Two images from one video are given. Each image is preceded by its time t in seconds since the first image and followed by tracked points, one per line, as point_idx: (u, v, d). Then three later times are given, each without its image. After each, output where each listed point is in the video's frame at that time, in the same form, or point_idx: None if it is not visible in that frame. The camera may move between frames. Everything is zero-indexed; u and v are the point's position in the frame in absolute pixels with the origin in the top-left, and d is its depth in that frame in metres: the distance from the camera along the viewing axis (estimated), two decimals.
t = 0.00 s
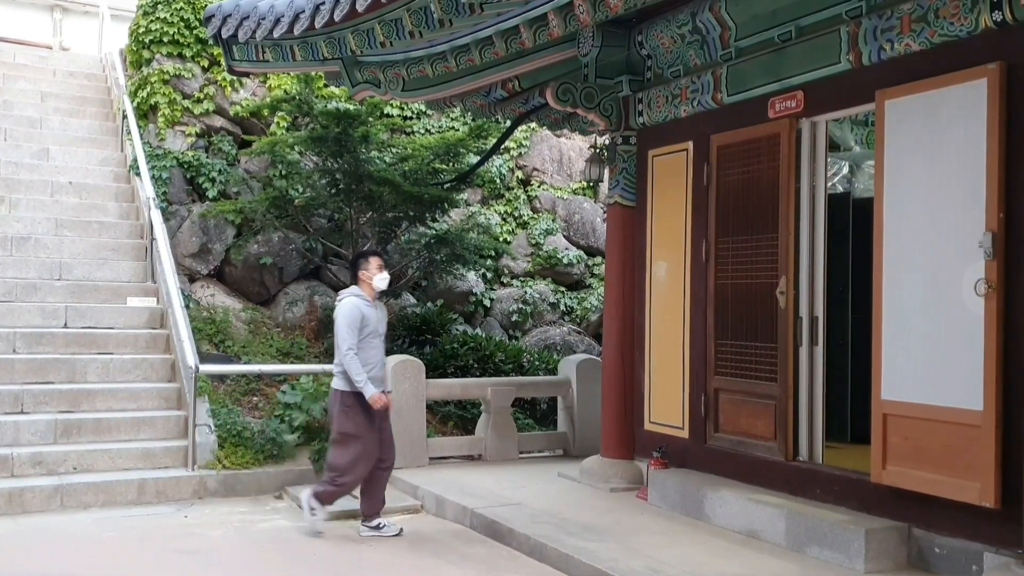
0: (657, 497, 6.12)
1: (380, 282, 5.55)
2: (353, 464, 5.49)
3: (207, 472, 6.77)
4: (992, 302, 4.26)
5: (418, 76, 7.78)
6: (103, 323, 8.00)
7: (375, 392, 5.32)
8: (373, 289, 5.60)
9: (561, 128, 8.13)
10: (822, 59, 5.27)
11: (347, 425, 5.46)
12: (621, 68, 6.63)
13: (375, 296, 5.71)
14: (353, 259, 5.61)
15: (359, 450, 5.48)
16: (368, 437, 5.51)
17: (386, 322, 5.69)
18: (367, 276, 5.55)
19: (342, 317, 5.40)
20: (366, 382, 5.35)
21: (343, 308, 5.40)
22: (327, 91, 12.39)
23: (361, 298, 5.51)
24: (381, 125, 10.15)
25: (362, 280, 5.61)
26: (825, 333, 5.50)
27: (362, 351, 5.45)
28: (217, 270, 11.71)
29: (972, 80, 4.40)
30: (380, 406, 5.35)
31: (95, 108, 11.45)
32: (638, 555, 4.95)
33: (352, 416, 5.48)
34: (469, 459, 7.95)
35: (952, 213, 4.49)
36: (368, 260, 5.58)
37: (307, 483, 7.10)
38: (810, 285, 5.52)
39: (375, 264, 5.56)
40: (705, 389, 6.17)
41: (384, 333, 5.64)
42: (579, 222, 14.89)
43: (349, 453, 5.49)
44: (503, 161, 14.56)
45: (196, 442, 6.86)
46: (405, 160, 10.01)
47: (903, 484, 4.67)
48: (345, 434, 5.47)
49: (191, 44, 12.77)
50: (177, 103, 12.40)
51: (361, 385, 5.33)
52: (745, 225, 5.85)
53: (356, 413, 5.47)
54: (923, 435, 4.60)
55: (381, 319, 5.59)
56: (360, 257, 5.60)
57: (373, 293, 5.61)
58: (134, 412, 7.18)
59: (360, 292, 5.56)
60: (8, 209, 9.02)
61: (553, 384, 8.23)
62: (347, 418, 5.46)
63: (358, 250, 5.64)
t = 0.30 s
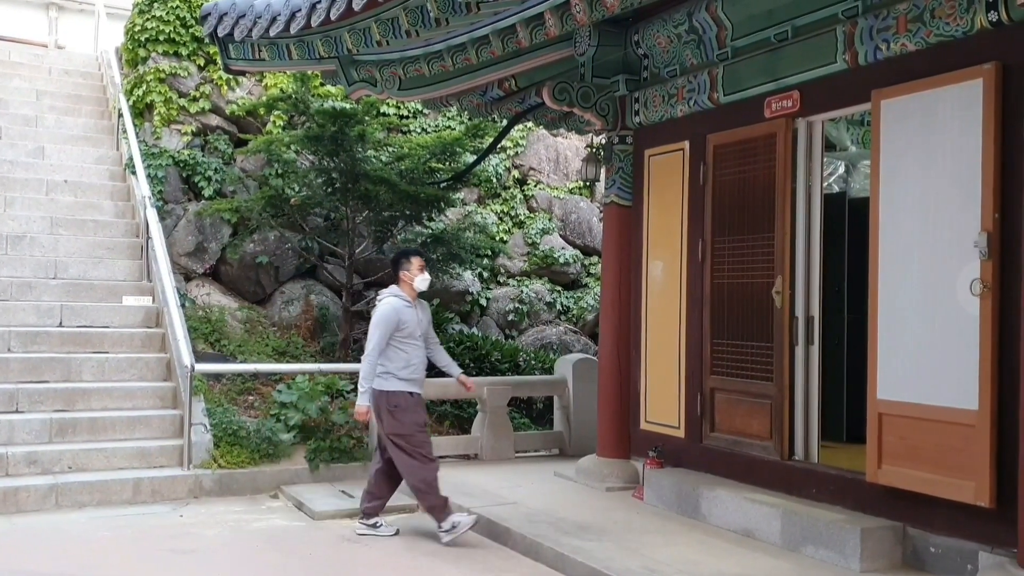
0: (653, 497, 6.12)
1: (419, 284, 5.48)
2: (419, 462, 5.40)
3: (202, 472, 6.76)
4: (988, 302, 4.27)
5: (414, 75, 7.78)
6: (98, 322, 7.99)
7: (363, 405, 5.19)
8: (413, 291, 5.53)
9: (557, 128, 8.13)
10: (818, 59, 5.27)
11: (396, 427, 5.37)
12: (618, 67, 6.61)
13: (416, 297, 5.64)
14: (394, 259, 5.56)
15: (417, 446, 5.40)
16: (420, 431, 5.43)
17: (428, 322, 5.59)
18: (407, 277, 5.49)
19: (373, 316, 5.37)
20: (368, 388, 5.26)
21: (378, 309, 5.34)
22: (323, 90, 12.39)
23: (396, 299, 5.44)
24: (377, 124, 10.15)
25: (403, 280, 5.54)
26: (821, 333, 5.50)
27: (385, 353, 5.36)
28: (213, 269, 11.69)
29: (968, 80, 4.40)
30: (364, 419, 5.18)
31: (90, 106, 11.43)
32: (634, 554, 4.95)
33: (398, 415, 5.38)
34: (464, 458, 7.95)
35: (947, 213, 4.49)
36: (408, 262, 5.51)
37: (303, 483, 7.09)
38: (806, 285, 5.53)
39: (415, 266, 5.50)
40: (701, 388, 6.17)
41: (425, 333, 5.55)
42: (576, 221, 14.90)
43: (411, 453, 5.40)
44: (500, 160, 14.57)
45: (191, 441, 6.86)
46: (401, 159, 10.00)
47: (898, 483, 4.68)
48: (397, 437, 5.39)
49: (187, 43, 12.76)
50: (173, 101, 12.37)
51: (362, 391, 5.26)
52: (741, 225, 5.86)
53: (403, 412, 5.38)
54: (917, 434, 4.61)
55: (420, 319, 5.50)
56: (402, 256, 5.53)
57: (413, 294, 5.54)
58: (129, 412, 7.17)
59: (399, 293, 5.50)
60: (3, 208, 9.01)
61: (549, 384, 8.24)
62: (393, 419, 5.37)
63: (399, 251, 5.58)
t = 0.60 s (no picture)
0: (650, 496, 6.12)
1: (467, 284, 5.39)
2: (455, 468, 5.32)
3: (198, 471, 6.75)
4: (983, 301, 4.27)
5: (410, 74, 7.76)
6: (93, 321, 7.98)
7: (435, 408, 5.12)
8: (460, 291, 5.43)
9: (554, 127, 8.13)
10: (814, 58, 5.27)
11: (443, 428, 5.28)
12: (614, 66, 6.62)
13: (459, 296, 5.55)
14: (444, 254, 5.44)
15: (459, 452, 5.32)
16: (465, 438, 5.35)
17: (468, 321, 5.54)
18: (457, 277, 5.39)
19: (423, 316, 5.26)
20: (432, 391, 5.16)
21: (430, 309, 5.24)
22: (319, 88, 12.38)
23: (443, 297, 5.34)
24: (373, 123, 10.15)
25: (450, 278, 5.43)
26: (817, 332, 5.51)
27: (439, 353, 5.27)
28: (209, 268, 11.67)
29: (964, 79, 4.41)
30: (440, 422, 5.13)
31: (86, 105, 11.41)
32: (629, 553, 4.95)
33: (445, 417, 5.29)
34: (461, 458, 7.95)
35: (943, 212, 4.49)
36: (459, 259, 5.40)
37: (299, 482, 7.08)
38: (802, 284, 5.53)
39: (465, 266, 5.38)
40: (697, 388, 6.17)
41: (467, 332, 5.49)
42: (572, 221, 14.91)
43: (450, 456, 5.32)
44: (496, 159, 14.57)
45: (187, 440, 6.82)
46: (397, 158, 9.98)
47: (894, 483, 4.68)
48: (440, 439, 5.30)
49: (183, 41, 12.75)
50: (169, 100, 12.37)
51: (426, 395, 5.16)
52: (738, 224, 5.86)
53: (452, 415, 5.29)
54: (914, 434, 4.61)
55: (465, 318, 5.43)
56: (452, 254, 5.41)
57: (459, 293, 5.45)
58: (125, 411, 7.16)
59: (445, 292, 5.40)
60: None
61: (545, 383, 8.25)
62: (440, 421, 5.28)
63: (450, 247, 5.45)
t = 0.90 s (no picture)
0: (646, 496, 6.12)
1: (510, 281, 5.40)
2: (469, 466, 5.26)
3: (194, 471, 6.74)
4: (979, 302, 4.27)
5: (407, 74, 7.75)
6: (90, 320, 7.97)
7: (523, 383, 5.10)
8: (502, 289, 5.43)
9: (551, 128, 8.13)
10: (812, 58, 5.27)
11: (463, 425, 5.24)
12: (611, 67, 6.64)
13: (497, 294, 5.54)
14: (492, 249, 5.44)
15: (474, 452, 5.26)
16: (485, 439, 5.30)
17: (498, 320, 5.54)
18: (502, 273, 5.39)
19: (478, 306, 5.21)
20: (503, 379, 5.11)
21: (480, 302, 5.21)
22: (316, 88, 12.37)
23: (492, 290, 5.33)
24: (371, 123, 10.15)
25: (494, 273, 5.41)
26: (814, 333, 5.52)
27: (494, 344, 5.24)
28: (205, 268, 11.66)
29: (960, 81, 4.41)
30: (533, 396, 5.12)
31: (83, 104, 11.39)
32: (626, 554, 4.96)
33: (472, 414, 5.25)
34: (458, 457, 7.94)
35: (940, 213, 4.50)
36: (505, 256, 5.40)
37: (296, 482, 7.07)
38: (799, 285, 5.54)
39: (511, 262, 5.40)
40: (694, 388, 6.18)
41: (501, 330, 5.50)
42: (570, 221, 14.92)
43: (464, 455, 5.26)
44: (493, 159, 14.57)
45: (184, 440, 6.81)
46: (394, 158, 9.98)
47: (891, 483, 4.69)
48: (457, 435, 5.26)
49: (180, 41, 12.75)
50: (166, 100, 12.36)
51: (505, 378, 5.09)
52: (734, 225, 5.86)
53: (476, 414, 5.25)
54: (910, 434, 4.61)
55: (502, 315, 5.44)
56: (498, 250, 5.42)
57: (500, 289, 5.43)
58: (121, 411, 7.15)
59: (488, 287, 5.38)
60: None
61: (542, 383, 8.25)
62: (467, 417, 5.24)
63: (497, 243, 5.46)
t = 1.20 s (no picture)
0: (643, 496, 6.12)
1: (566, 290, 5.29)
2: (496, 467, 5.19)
3: (190, 470, 6.73)
4: (975, 303, 4.28)
5: (403, 73, 7.73)
6: (86, 319, 7.95)
7: (555, 398, 5.01)
8: (558, 296, 5.34)
9: (548, 127, 8.13)
10: (808, 59, 5.27)
11: (500, 427, 5.18)
12: (608, 65, 6.66)
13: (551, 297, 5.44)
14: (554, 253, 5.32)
15: (506, 457, 5.19)
16: (519, 445, 5.23)
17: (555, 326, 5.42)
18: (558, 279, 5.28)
19: (528, 310, 5.16)
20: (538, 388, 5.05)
21: (529, 307, 5.16)
22: (313, 87, 12.36)
23: (545, 295, 5.27)
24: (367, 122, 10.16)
25: (551, 279, 5.31)
26: (810, 332, 5.52)
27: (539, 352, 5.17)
28: (201, 267, 11.64)
29: (956, 81, 4.42)
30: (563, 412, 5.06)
31: (79, 103, 11.37)
32: (622, 553, 4.95)
33: (511, 419, 5.19)
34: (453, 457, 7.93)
35: (936, 214, 4.50)
36: (563, 262, 5.28)
37: (291, 481, 7.06)
38: (795, 285, 5.54)
39: (570, 270, 5.28)
40: (690, 388, 6.18)
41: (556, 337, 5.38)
42: (566, 221, 14.92)
43: (494, 457, 5.20)
44: (490, 159, 14.57)
45: (180, 439, 6.82)
46: (391, 157, 9.99)
47: (886, 483, 4.69)
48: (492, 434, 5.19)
49: (176, 39, 12.72)
50: (162, 98, 12.33)
51: (540, 388, 5.03)
52: (731, 225, 5.86)
53: (514, 419, 5.19)
54: (905, 433, 4.62)
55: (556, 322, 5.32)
56: (557, 256, 5.29)
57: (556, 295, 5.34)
58: (116, 410, 7.14)
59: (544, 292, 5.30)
60: None
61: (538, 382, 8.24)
62: (505, 420, 5.19)
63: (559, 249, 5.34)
